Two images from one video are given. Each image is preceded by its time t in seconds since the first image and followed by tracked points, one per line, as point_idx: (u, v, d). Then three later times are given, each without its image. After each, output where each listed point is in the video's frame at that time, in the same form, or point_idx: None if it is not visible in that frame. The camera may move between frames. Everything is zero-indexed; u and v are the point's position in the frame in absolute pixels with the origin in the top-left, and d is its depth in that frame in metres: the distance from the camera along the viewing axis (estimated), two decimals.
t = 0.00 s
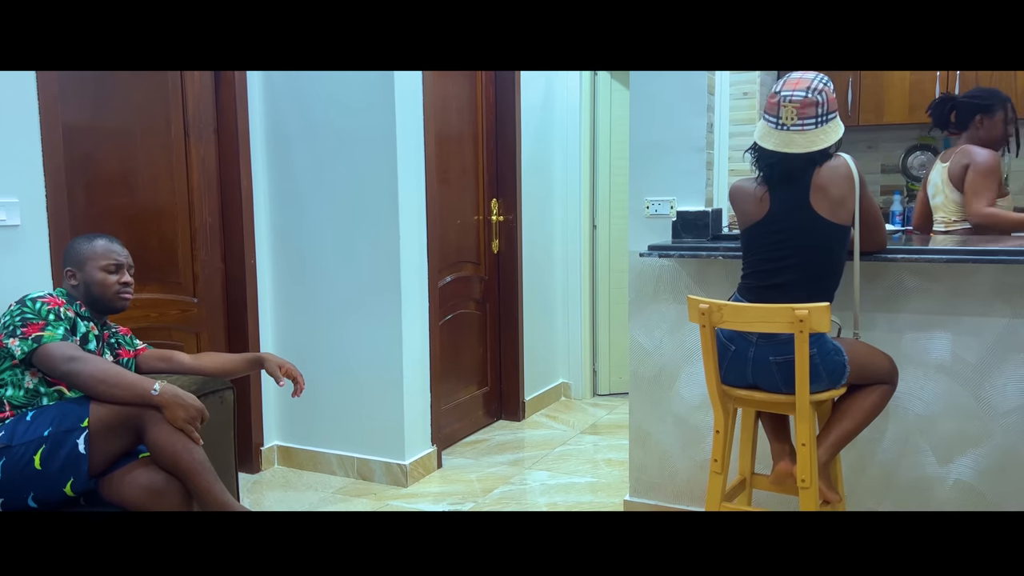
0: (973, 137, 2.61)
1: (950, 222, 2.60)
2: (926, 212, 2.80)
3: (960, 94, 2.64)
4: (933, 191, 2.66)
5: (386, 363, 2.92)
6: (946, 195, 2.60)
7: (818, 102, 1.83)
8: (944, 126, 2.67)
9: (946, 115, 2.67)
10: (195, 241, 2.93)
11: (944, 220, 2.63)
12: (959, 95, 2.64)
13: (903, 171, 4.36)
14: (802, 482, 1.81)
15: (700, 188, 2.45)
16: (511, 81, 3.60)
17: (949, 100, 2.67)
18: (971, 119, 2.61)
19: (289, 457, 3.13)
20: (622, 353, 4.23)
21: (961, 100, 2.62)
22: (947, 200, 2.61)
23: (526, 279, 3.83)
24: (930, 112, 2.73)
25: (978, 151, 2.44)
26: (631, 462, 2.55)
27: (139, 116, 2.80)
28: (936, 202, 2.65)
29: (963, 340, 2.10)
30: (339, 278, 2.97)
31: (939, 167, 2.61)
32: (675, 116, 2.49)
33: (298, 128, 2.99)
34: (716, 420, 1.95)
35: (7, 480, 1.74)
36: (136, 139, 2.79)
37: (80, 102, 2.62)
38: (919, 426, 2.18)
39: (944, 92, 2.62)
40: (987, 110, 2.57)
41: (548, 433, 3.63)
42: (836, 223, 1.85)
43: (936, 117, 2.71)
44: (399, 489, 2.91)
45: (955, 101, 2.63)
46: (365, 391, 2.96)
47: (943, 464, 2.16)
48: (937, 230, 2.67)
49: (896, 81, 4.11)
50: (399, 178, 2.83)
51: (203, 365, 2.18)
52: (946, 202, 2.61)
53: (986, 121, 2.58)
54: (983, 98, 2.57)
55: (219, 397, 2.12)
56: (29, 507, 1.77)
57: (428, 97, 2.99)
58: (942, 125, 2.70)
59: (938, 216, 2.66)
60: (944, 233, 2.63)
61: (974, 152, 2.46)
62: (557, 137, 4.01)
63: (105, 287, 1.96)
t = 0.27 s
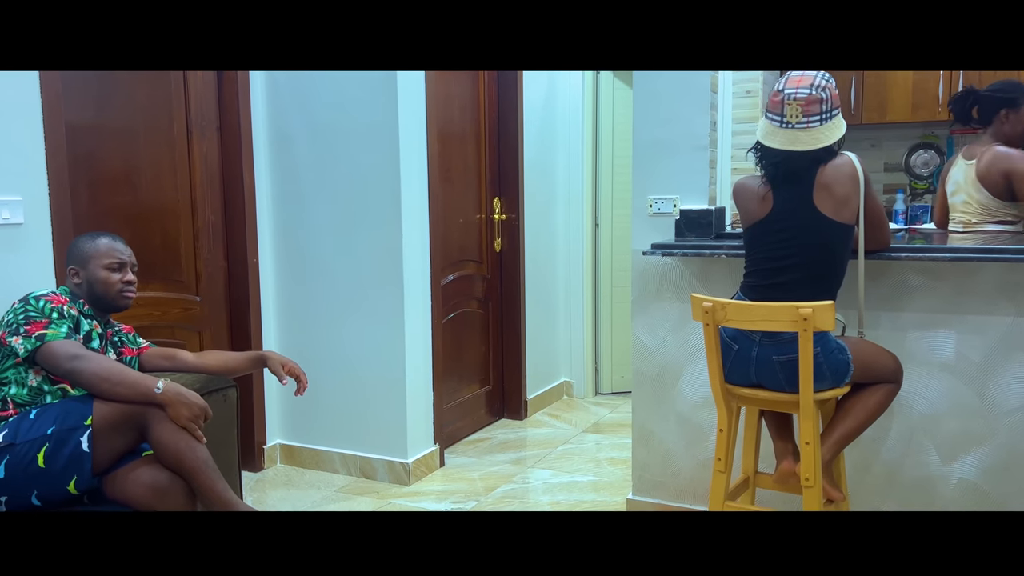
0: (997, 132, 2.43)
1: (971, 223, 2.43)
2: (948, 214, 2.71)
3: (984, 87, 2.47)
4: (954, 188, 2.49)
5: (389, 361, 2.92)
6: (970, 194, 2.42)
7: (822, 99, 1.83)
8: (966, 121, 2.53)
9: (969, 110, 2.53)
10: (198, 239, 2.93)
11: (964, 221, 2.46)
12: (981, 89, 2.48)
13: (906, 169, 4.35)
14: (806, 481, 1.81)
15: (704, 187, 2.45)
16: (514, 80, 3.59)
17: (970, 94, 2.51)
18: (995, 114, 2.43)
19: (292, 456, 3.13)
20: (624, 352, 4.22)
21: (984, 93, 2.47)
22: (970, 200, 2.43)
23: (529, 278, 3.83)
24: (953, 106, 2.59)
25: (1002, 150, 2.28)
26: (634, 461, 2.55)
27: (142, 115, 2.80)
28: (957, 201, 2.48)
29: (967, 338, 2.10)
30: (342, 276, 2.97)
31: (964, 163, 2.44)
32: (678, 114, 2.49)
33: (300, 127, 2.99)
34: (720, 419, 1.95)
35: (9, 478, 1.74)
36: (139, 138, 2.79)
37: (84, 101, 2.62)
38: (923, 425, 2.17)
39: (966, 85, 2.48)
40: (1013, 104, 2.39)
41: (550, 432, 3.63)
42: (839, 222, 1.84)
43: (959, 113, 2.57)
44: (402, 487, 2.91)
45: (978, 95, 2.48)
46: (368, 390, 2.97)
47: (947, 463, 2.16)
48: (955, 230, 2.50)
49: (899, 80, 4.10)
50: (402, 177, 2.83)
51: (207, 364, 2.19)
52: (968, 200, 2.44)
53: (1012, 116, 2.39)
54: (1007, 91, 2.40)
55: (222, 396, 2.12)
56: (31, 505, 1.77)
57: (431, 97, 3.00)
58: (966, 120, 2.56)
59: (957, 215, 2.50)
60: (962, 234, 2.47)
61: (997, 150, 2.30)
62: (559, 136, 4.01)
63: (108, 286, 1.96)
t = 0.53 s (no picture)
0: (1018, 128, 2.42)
1: (988, 222, 2.42)
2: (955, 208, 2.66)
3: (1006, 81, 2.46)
4: (969, 185, 2.48)
5: (390, 360, 2.92)
6: (988, 192, 2.42)
7: (821, 98, 1.82)
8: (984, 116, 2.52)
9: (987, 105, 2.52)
10: (200, 238, 2.93)
11: (979, 219, 2.45)
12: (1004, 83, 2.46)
13: (909, 168, 4.34)
14: (808, 480, 1.81)
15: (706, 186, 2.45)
16: (516, 78, 3.59)
17: (993, 87, 2.48)
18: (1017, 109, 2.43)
19: (294, 454, 3.13)
20: (626, 351, 4.22)
21: (1007, 89, 2.46)
22: (987, 198, 2.43)
23: (531, 277, 3.83)
24: (970, 102, 2.58)
25: None
26: (636, 459, 2.55)
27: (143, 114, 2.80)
28: (972, 198, 2.47)
29: (970, 337, 2.09)
30: (344, 275, 2.97)
31: (984, 160, 2.43)
32: (680, 112, 2.49)
33: (302, 125, 2.99)
34: (722, 417, 1.94)
35: (12, 477, 1.74)
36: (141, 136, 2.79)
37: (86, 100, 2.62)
38: (925, 423, 2.17)
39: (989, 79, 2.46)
40: None
41: (552, 430, 3.63)
42: (841, 220, 1.84)
43: (976, 108, 2.56)
44: (404, 486, 2.91)
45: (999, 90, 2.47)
46: (369, 388, 2.97)
47: (949, 462, 2.16)
48: (966, 228, 2.49)
49: (901, 78, 4.09)
50: (404, 175, 2.82)
51: (209, 362, 2.19)
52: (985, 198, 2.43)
53: None
54: None
55: (224, 394, 2.12)
56: (34, 503, 1.77)
57: (433, 95, 2.99)
58: (983, 115, 2.55)
59: (970, 213, 2.48)
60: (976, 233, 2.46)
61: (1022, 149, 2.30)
62: (561, 134, 4.00)
63: (111, 284, 1.96)
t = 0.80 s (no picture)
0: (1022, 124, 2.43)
1: (991, 221, 2.43)
2: (954, 207, 2.64)
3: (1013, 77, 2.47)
4: (971, 185, 2.48)
5: (392, 358, 2.92)
6: (989, 191, 2.42)
7: (820, 97, 1.81)
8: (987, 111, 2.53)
9: (992, 100, 2.52)
10: (201, 237, 2.92)
11: (982, 218, 2.46)
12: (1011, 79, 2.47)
13: (911, 166, 4.34)
14: (811, 478, 1.80)
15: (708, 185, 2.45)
16: (518, 77, 3.59)
17: (999, 82, 2.49)
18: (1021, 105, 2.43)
19: (296, 453, 3.13)
20: (628, 350, 4.21)
21: (1013, 85, 2.46)
22: (989, 197, 2.43)
23: (533, 275, 3.82)
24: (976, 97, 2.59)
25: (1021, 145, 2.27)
26: (638, 458, 2.54)
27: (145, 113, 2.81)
28: (975, 197, 2.47)
29: (973, 336, 2.09)
30: (345, 273, 2.97)
31: (984, 159, 2.43)
32: (682, 110, 2.48)
33: (304, 124, 2.99)
34: (725, 416, 1.94)
35: (15, 475, 1.75)
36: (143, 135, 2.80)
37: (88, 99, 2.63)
38: (928, 422, 2.17)
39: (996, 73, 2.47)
40: None
41: (554, 429, 3.63)
42: (841, 218, 1.84)
43: (981, 103, 2.56)
44: (406, 484, 2.91)
45: (1006, 86, 2.47)
46: (371, 387, 2.97)
47: (952, 461, 2.15)
48: (970, 228, 2.50)
49: (903, 76, 4.09)
50: (405, 174, 2.82)
51: (211, 361, 2.18)
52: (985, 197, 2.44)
53: None
54: None
55: (226, 393, 2.13)
56: (37, 501, 1.78)
57: (434, 94, 2.99)
58: (988, 110, 2.55)
59: (973, 212, 2.49)
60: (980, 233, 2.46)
61: (1018, 147, 2.28)
62: (563, 133, 4.00)
63: (113, 283, 1.96)
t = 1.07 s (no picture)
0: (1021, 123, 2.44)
1: (988, 219, 2.42)
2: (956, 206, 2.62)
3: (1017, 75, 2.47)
4: (968, 184, 2.48)
5: (393, 357, 2.92)
6: (986, 189, 2.42)
7: (824, 96, 1.82)
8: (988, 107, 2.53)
9: (994, 96, 2.52)
10: (202, 235, 2.93)
11: (980, 217, 2.45)
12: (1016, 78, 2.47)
13: (912, 164, 4.33)
14: (812, 477, 1.80)
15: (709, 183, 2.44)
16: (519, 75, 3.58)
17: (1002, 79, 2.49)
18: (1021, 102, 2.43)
19: (297, 451, 3.14)
20: (629, 348, 4.21)
21: (1016, 83, 2.46)
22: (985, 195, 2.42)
23: (534, 274, 3.82)
24: (979, 91, 2.58)
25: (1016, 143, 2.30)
26: (639, 456, 2.54)
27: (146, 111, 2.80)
28: (972, 197, 2.47)
29: (974, 334, 2.09)
30: (346, 272, 2.97)
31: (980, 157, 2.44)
32: (684, 108, 2.48)
33: (304, 122, 2.99)
34: (725, 415, 1.94)
35: (16, 474, 1.75)
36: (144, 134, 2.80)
37: (89, 97, 2.63)
38: (929, 420, 2.17)
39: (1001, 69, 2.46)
40: None
41: (555, 427, 3.63)
42: (842, 216, 1.84)
43: (982, 99, 2.56)
44: (407, 482, 2.91)
45: (1009, 83, 2.47)
46: (372, 386, 2.97)
47: (953, 459, 2.15)
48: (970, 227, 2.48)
49: (905, 74, 4.08)
50: (406, 172, 2.82)
51: (212, 360, 2.18)
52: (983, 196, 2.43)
53: None
54: None
55: (227, 391, 2.14)
56: (37, 500, 1.78)
57: (435, 93, 2.99)
58: (988, 105, 2.56)
59: (972, 212, 2.48)
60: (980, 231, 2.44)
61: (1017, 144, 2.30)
62: (564, 131, 4.00)
63: (113, 281, 1.96)
